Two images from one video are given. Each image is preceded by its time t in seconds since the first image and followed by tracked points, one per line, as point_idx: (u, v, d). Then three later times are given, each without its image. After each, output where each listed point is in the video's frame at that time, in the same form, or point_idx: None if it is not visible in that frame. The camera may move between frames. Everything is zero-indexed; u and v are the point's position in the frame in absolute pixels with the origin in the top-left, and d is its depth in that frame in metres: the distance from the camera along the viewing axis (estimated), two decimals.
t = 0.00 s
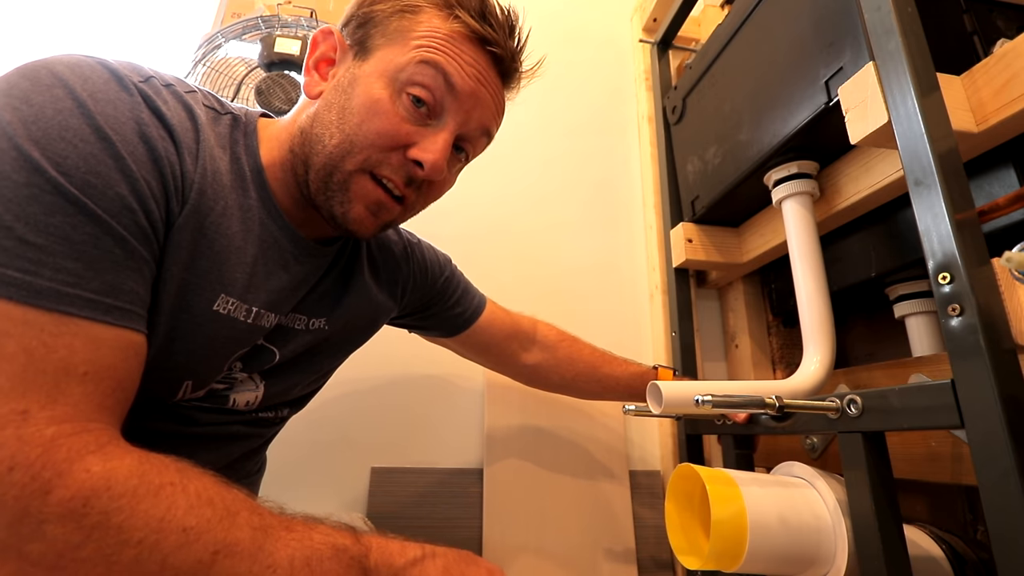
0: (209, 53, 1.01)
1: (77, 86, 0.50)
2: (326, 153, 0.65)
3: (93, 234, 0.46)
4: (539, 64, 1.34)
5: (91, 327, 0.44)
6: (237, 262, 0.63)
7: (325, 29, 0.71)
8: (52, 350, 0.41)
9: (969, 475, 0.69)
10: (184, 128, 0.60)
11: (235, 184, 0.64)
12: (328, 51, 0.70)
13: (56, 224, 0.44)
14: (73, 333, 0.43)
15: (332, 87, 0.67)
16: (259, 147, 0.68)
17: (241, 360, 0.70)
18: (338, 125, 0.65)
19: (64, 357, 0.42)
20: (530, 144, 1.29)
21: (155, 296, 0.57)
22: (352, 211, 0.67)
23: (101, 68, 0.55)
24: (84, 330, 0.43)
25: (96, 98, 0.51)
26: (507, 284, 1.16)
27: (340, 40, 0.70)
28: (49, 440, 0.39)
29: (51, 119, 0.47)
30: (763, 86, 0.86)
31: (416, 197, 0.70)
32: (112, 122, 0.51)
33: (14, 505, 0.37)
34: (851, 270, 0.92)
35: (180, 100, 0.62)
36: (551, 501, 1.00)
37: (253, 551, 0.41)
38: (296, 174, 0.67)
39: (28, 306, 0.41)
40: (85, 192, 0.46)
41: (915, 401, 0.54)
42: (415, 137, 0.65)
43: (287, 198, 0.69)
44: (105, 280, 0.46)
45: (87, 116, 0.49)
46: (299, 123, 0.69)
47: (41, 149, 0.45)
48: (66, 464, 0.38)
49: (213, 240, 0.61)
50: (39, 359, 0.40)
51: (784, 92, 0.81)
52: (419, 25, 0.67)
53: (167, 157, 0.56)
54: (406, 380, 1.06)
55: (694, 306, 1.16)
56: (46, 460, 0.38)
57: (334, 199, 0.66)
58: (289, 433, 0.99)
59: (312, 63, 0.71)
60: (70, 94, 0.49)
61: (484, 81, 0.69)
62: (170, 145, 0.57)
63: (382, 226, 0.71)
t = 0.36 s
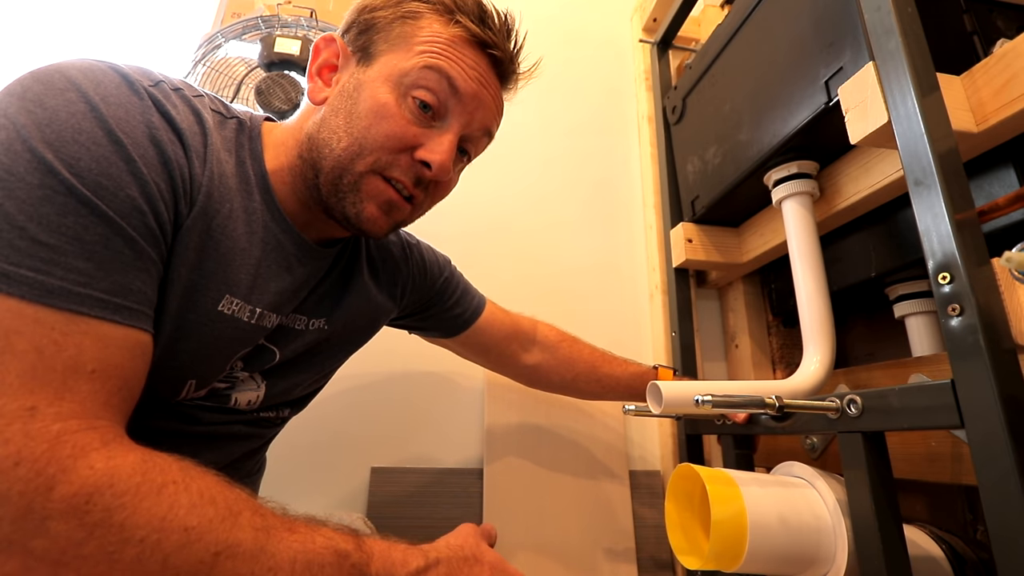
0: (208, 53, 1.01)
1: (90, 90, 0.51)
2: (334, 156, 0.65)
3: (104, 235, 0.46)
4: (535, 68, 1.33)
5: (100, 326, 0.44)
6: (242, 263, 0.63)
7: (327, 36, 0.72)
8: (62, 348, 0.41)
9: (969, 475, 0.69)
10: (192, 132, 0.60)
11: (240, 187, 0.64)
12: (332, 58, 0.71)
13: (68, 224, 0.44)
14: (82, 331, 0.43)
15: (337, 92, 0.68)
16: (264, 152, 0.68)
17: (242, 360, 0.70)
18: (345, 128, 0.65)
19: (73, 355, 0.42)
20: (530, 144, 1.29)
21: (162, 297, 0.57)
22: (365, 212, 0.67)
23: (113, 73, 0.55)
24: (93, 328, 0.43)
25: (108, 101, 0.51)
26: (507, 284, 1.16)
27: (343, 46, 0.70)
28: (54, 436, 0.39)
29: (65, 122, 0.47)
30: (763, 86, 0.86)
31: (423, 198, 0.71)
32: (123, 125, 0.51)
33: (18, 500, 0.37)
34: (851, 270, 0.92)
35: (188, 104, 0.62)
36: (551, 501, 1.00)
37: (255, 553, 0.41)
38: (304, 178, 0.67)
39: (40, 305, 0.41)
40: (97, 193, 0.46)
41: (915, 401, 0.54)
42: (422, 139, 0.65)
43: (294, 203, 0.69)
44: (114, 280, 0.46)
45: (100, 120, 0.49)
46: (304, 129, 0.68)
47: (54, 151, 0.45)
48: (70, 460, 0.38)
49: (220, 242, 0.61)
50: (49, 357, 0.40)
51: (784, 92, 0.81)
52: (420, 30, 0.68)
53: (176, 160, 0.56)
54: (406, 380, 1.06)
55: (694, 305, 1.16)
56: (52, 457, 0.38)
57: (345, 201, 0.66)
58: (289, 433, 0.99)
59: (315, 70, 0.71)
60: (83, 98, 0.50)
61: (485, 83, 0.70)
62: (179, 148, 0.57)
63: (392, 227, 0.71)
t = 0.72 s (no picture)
0: (208, 53, 1.01)
1: (87, 87, 0.51)
2: (335, 156, 0.65)
3: (102, 232, 0.46)
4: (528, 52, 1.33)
5: (99, 323, 0.44)
6: (240, 261, 0.63)
7: (317, 32, 0.71)
8: (60, 344, 0.41)
9: (969, 475, 0.69)
10: (189, 130, 0.60)
11: (238, 184, 0.64)
12: (325, 54, 0.70)
13: (66, 221, 0.44)
14: (81, 329, 0.43)
15: (332, 90, 0.67)
16: (262, 149, 0.68)
17: (241, 358, 0.70)
18: (343, 126, 0.65)
19: (71, 353, 0.42)
20: (530, 144, 1.29)
21: (160, 294, 0.57)
22: (368, 211, 0.68)
23: (109, 69, 0.55)
24: (92, 326, 0.43)
25: (105, 98, 0.51)
26: (508, 284, 1.16)
27: (335, 41, 0.70)
28: (46, 433, 0.38)
29: (62, 118, 0.47)
30: (763, 86, 0.86)
31: (425, 191, 0.71)
32: (121, 123, 0.51)
33: (12, 499, 0.37)
34: (851, 270, 0.92)
35: (186, 102, 0.62)
36: (551, 501, 1.00)
37: (253, 559, 0.41)
38: (303, 177, 0.67)
39: (37, 301, 0.41)
40: (95, 190, 0.46)
41: (916, 401, 0.54)
42: (422, 132, 0.65)
43: (291, 201, 0.69)
44: (112, 277, 0.46)
45: (97, 117, 0.49)
46: (302, 126, 0.68)
47: (52, 148, 0.45)
48: (62, 458, 0.38)
49: (218, 239, 0.61)
50: (46, 354, 0.40)
51: (785, 92, 0.81)
52: (414, 21, 0.67)
53: (174, 157, 0.56)
54: (406, 380, 1.06)
55: (694, 305, 1.16)
56: (43, 454, 0.38)
57: (348, 200, 0.66)
58: (290, 433, 0.99)
59: (308, 67, 0.70)
60: (80, 95, 0.50)
61: (481, 72, 0.70)
62: (177, 145, 0.57)
63: (393, 223, 0.71)
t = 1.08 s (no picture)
0: (209, 53, 1.01)
1: (89, 91, 0.51)
2: (353, 177, 0.66)
3: (105, 238, 0.46)
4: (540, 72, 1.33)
5: (104, 329, 0.44)
6: (241, 265, 0.63)
7: (327, 38, 0.70)
8: (69, 351, 0.41)
9: (968, 475, 0.69)
10: (191, 134, 0.60)
11: (239, 188, 0.64)
12: (334, 63, 0.69)
13: (69, 227, 0.44)
14: (87, 336, 0.43)
15: (346, 105, 0.67)
16: (262, 152, 0.68)
17: (242, 360, 0.70)
18: (362, 148, 0.66)
19: (80, 359, 0.42)
20: (531, 145, 1.29)
21: (162, 298, 0.57)
22: (384, 229, 0.70)
23: (112, 72, 0.55)
24: (97, 332, 0.43)
25: (107, 102, 0.51)
26: (507, 284, 1.16)
27: (346, 51, 0.69)
28: (73, 438, 0.39)
29: (66, 123, 0.47)
30: (763, 87, 0.86)
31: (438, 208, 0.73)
32: (124, 127, 0.51)
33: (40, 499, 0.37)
34: (851, 270, 0.92)
35: (187, 104, 0.62)
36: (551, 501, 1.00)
37: (261, 546, 0.42)
38: (317, 192, 0.68)
39: (42, 309, 0.41)
40: (98, 195, 0.46)
41: (916, 401, 0.54)
42: (439, 157, 0.67)
43: (298, 207, 0.69)
44: (115, 283, 0.46)
45: (99, 121, 0.49)
46: (313, 140, 0.69)
47: (55, 153, 0.45)
48: (93, 460, 0.39)
49: (218, 244, 0.61)
50: (56, 361, 0.40)
51: (784, 92, 0.81)
52: (432, 42, 0.67)
53: (176, 162, 0.56)
54: (406, 380, 1.06)
55: (694, 306, 1.16)
56: (73, 459, 0.38)
57: (365, 218, 0.68)
58: (290, 433, 0.99)
59: (317, 75, 0.69)
60: (83, 99, 0.50)
61: (495, 95, 0.71)
62: (179, 149, 0.57)
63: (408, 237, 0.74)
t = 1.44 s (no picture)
0: (208, 53, 1.01)
1: (88, 91, 0.51)
2: (359, 190, 0.67)
3: (104, 236, 0.46)
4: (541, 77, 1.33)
5: (101, 327, 0.44)
6: (239, 264, 0.63)
7: (332, 49, 0.69)
8: (66, 349, 0.41)
9: (968, 475, 0.69)
10: (190, 134, 0.60)
11: (237, 189, 0.64)
12: (338, 74, 0.69)
13: (67, 225, 0.44)
14: (85, 333, 0.43)
15: (352, 119, 0.68)
16: (262, 153, 0.68)
17: (241, 359, 0.70)
18: (369, 164, 0.67)
19: (77, 356, 0.42)
20: (531, 145, 1.29)
21: (159, 297, 0.57)
22: (387, 238, 0.72)
23: (111, 73, 0.55)
24: (95, 329, 0.43)
25: (106, 102, 0.51)
26: (507, 284, 1.16)
27: (350, 63, 0.69)
28: (67, 435, 0.39)
29: (64, 123, 0.47)
30: (762, 87, 0.86)
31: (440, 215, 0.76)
32: (122, 127, 0.51)
33: (34, 496, 0.37)
34: (851, 270, 0.92)
35: (186, 105, 0.63)
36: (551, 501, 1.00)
37: (260, 545, 0.42)
38: (322, 202, 0.69)
39: (40, 305, 0.41)
40: (96, 194, 0.46)
41: (917, 401, 0.54)
42: (444, 172, 0.69)
43: (296, 207, 0.69)
44: (113, 281, 0.46)
45: (98, 121, 0.49)
46: (315, 148, 0.69)
47: (53, 152, 0.45)
48: (87, 458, 0.39)
49: (216, 243, 0.61)
50: (54, 358, 0.41)
51: (784, 92, 0.81)
52: (438, 59, 0.67)
53: (174, 162, 0.56)
54: (406, 379, 1.06)
55: (693, 306, 1.16)
56: (67, 455, 0.38)
57: (370, 229, 0.70)
58: (290, 433, 0.99)
59: (320, 86, 0.69)
60: (82, 98, 0.50)
61: (498, 110, 0.72)
62: (177, 150, 0.57)
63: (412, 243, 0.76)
